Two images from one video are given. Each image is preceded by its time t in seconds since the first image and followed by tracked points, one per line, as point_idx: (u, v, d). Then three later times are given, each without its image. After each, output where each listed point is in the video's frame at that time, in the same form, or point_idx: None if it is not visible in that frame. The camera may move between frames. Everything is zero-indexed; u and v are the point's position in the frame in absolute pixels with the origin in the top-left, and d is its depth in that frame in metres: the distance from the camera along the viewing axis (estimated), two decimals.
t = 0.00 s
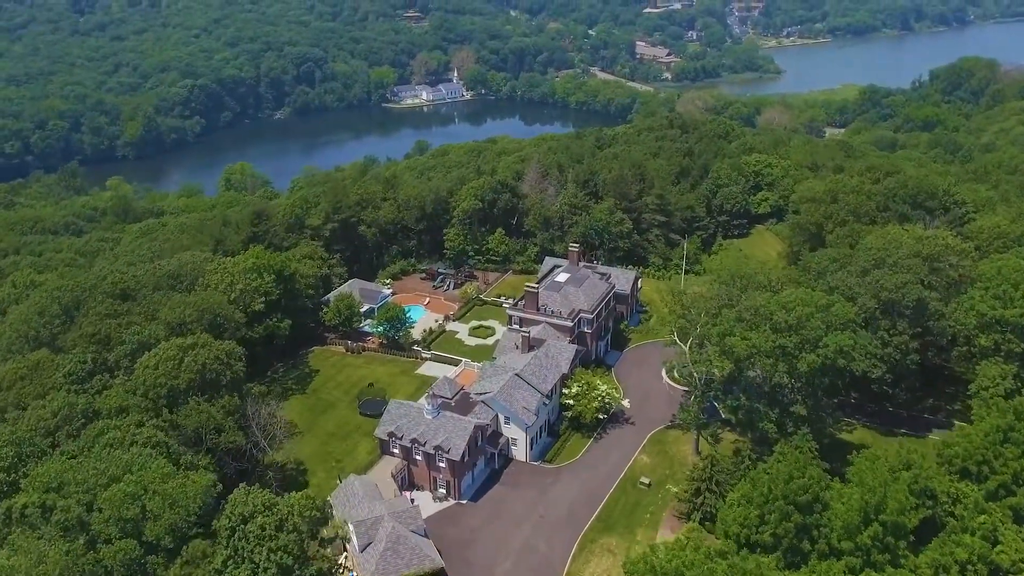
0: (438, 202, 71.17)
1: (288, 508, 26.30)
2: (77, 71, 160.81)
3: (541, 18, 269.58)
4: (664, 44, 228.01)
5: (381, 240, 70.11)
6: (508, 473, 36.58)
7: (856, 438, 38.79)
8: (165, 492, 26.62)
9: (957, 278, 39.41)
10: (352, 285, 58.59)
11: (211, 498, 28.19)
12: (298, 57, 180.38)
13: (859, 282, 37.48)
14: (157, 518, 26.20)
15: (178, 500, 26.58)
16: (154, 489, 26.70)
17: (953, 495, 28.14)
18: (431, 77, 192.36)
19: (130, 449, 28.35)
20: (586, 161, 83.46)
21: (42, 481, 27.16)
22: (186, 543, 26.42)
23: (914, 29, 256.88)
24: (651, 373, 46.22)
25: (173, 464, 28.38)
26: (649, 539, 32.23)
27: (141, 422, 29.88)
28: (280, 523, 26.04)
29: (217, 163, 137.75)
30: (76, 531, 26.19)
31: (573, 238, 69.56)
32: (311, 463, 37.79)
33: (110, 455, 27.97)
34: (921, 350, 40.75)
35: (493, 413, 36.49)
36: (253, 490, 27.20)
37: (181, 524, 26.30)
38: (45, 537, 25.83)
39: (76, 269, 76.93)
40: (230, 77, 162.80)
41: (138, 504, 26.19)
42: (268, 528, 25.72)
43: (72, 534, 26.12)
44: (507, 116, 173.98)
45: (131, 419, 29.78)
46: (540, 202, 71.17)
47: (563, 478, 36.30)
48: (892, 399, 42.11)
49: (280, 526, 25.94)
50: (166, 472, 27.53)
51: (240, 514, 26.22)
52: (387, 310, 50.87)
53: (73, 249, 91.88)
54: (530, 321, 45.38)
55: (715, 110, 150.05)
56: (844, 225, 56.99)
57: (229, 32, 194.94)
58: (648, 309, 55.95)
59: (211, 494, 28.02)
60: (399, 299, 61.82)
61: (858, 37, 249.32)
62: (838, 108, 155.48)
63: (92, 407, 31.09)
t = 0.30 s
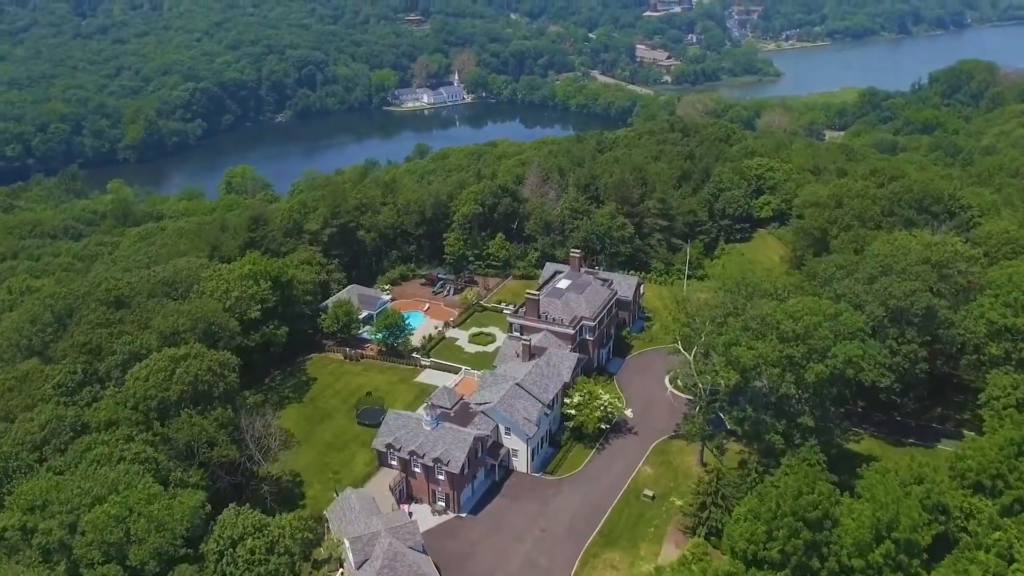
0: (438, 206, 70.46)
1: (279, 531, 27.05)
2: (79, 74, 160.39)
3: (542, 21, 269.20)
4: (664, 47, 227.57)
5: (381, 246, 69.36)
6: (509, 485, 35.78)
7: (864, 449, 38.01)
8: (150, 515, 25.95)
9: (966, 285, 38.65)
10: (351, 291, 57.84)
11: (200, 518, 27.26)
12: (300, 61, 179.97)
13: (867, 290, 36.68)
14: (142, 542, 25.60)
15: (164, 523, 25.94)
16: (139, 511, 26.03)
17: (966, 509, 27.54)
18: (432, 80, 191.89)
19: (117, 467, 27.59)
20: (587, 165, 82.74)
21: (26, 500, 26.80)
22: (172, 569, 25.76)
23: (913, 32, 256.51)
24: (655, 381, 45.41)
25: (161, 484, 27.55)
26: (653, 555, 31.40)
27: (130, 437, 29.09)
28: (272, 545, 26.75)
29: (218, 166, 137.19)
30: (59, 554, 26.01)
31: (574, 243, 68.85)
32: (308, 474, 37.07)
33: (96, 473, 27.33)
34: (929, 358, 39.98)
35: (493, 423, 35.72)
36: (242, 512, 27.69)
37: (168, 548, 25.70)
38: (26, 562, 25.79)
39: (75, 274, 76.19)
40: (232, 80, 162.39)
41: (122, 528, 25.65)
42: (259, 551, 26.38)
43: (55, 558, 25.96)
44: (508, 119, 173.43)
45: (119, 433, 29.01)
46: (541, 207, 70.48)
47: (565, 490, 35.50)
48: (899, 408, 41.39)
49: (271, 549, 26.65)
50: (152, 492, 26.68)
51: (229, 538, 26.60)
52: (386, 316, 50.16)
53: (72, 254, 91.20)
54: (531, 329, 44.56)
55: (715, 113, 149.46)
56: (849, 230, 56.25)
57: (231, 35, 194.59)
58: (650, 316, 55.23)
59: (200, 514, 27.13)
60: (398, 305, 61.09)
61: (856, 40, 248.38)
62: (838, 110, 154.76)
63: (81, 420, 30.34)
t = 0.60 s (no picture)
0: (438, 212, 69.73)
1: (271, 554, 26.35)
2: (81, 77, 159.99)
3: (542, 24, 268.88)
4: (664, 50, 227.20)
5: (381, 251, 68.55)
6: (510, 497, 34.99)
7: (873, 460, 37.12)
8: (133, 540, 24.46)
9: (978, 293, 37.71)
10: (349, 297, 57.02)
11: (188, 541, 26.16)
12: (302, 64, 179.63)
13: (875, 298, 35.81)
14: (125, 568, 23.99)
15: (148, 548, 24.36)
16: (123, 535, 24.60)
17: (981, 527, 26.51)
18: (433, 83, 191.51)
19: (104, 484, 26.61)
20: (589, 168, 82.06)
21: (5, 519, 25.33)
22: None
23: (911, 35, 256.17)
24: (658, 391, 44.62)
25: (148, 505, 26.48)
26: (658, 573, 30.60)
27: (117, 453, 28.15)
28: (262, 569, 26.11)
29: (220, 169, 136.51)
30: None
31: (576, 248, 68.12)
32: (305, 487, 36.35)
33: (81, 492, 26.22)
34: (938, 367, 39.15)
35: (493, 435, 34.91)
36: (233, 534, 27.01)
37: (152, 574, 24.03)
38: None
39: (74, 279, 75.58)
40: (233, 83, 162.00)
41: (105, 553, 24.16)
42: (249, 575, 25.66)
43: None
44: (509, 122, 172.86)
45: (107, 449, 28.10)
46: (542, 212, 69.78)
47: (567, 504, 34.72)
48: (907, 418, 40.57)
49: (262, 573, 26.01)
50: (138, 516, 25.41)
51: (218, 563, 25.89)
52: (384, 323, 49.37)
53: (71, 258, 90.45)
54: (532, 337, 43.70)
55: (716, 116, 148.89)
56: (855, 235, 55.45)
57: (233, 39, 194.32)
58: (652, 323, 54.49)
59: (188, 538, 26.09)
60: (397, 311, 60.35)
61: (855, 43, 247.49)
62: (838, 113, 154.03)
63: (69, 434, 29.56)
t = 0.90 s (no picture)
0: (439, 216, 68.99)
1: None
2: (84, 81, 159.48)
3: (544, 28, 268.53)
4: (665, 53, 226.70)
5: (381, 256, 67.78)
6: (512, 511, 34.15)
7: (884, 472, 36.19)
8: (119, 566, 22.74)
9: (990, 301, 36.82)
10: (348, 303, 56.18)
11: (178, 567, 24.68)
12: (304, 67, 179.21)
13: (886, 306, 34.92)
14: None
15: None
16: (106, 562, 22.86)
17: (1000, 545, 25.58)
18: (435, 86, 191.10)
19: (90, 503, 25.52)
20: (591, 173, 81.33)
21: None
22: None
23: (911, 38, 255.63)
24: (662, 400, 43.78)
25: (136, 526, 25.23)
26: None
27: (105, 469, 27.22)
28: None
29: (222, 172, 135.82)
30: None
31: (579, 253, 67.38)
32: (302, 499, 35.59)
33: (66, 512, 24.87)
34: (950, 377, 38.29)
35: (495, 447, 34.06)
36: (223, 557, 26.10)
37: None
38: None
39: (73, 284, 74.82)
40: (236, 86, 161.50)
41: None
42: None
43: None
44: (510, 124, 172.25)
45: (95, 465, 27.16)
46: (545, 216, 68.99)
47: (571, 517, 33.87)
48: (918, 428, 39.68)
49: None
50: (125, 540, 23.83)
51: None
52: (384, 330, 48.53)
53: (71, 262, 89.59)
54: (535, 345, 42.85)
55: (717, 119, 148.10)
56: (862, 241, 54.66)
57: (235, 43, 193.93)
58: (656, 330, 53.71)
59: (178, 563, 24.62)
60: (398, 317, 59.62)
61: (854, 47, 246.20)
62: (838, 116, 153.20)
63: (58, 448, 28.73)
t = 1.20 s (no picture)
0: (440, 221, 68.21)
1: None
2: (87, 84, 159.02)
3: (545, 31, 268.25)
4: (665, 57, 226.30)
5: (382, 261, 66.96)
6: (515, 526, 33.27)
7: (896, 485, 35.24)
8: None
9: (1005, 309, 35.85)
10: (348, 310, 55.41)
11: None
12: (306, 70, 178.79)
13: (898, 315, 34.03)
14: None
15: None
16: None
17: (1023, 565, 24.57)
18: (437, 89, 190.46)
19: (74, 526, 24.66)
20: (593, 177, 80.64)
21: None
22: None
23: (909, 42, 254.89)
24: (668, 410, 42.89)
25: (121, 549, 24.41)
26: None
27: (92, 489, 26.39)
28: None
29: (225, 175, 135.21)
30: None
31: (581, 259, 66.56)
32: (299, 513, 34.81)
33: (48, 536, 24.11)
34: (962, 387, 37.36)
35: (497, 460, 33.19)
36: None
37: None
38: None
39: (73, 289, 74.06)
40: (239, 89, 161.03)
41: None
42: None
43: None
44: (511, 128, 171.68)
45: (81, 485, 26.33)
46: (547, 221, 68.16)
47: (576, 532, 32.98)
48: (929, 439, 38.76)
49: None
50: (107, 564, 22.96)
51: None
52: (385, 338, 47.77)
53: (70, 267, 88.86)
54: (537, 354, 41.94)
55: (718, 122, 147.26)
56: (869, 246, 53.84)
57: (238, 46, 193.54)
58: (660, 337, 52.91)
59: None
60: (398, 324, 58.85)
61: (854, 50, 245.02)
62: (839, 119, 152.39)
63: (45, 465, 27.93)
